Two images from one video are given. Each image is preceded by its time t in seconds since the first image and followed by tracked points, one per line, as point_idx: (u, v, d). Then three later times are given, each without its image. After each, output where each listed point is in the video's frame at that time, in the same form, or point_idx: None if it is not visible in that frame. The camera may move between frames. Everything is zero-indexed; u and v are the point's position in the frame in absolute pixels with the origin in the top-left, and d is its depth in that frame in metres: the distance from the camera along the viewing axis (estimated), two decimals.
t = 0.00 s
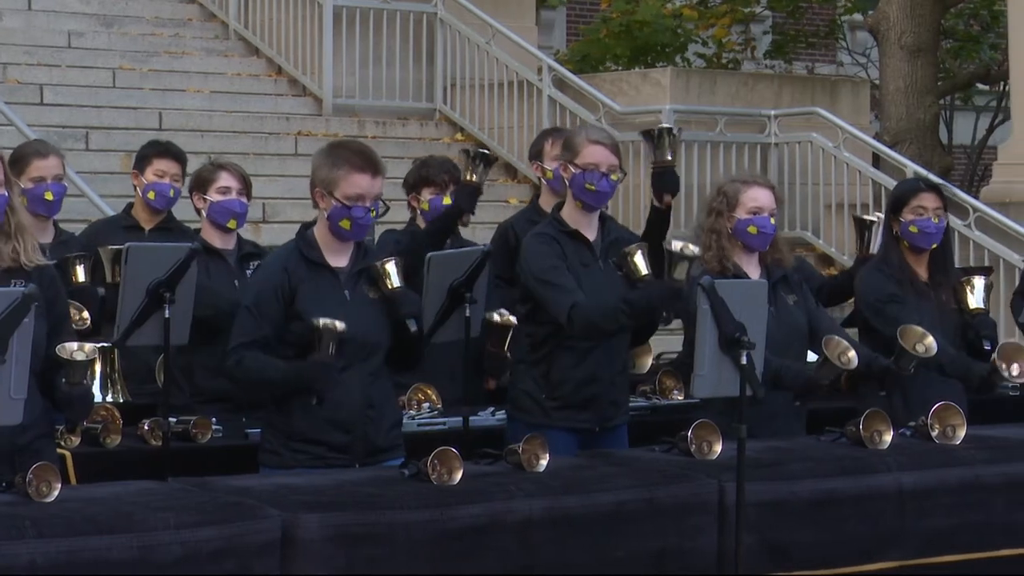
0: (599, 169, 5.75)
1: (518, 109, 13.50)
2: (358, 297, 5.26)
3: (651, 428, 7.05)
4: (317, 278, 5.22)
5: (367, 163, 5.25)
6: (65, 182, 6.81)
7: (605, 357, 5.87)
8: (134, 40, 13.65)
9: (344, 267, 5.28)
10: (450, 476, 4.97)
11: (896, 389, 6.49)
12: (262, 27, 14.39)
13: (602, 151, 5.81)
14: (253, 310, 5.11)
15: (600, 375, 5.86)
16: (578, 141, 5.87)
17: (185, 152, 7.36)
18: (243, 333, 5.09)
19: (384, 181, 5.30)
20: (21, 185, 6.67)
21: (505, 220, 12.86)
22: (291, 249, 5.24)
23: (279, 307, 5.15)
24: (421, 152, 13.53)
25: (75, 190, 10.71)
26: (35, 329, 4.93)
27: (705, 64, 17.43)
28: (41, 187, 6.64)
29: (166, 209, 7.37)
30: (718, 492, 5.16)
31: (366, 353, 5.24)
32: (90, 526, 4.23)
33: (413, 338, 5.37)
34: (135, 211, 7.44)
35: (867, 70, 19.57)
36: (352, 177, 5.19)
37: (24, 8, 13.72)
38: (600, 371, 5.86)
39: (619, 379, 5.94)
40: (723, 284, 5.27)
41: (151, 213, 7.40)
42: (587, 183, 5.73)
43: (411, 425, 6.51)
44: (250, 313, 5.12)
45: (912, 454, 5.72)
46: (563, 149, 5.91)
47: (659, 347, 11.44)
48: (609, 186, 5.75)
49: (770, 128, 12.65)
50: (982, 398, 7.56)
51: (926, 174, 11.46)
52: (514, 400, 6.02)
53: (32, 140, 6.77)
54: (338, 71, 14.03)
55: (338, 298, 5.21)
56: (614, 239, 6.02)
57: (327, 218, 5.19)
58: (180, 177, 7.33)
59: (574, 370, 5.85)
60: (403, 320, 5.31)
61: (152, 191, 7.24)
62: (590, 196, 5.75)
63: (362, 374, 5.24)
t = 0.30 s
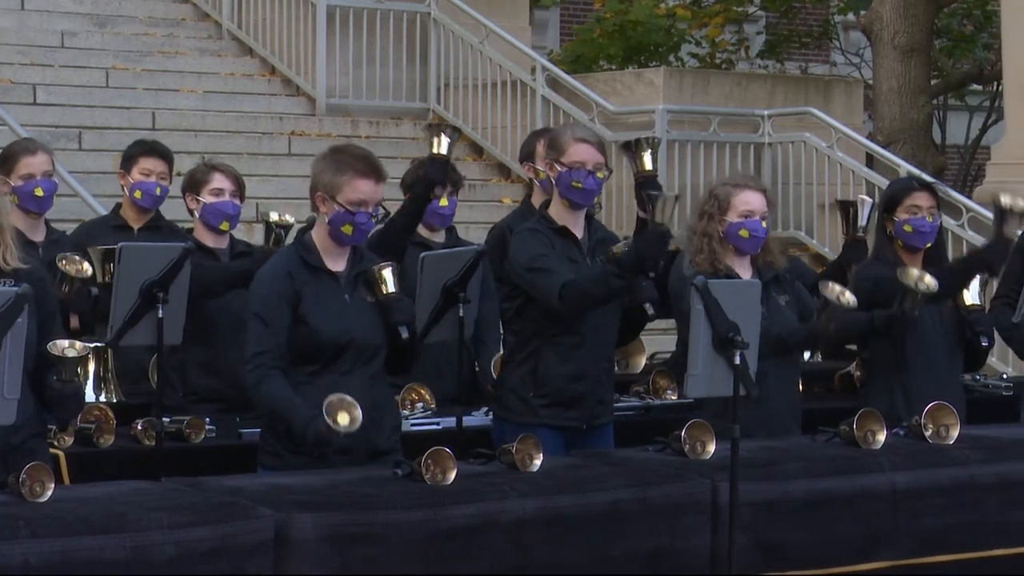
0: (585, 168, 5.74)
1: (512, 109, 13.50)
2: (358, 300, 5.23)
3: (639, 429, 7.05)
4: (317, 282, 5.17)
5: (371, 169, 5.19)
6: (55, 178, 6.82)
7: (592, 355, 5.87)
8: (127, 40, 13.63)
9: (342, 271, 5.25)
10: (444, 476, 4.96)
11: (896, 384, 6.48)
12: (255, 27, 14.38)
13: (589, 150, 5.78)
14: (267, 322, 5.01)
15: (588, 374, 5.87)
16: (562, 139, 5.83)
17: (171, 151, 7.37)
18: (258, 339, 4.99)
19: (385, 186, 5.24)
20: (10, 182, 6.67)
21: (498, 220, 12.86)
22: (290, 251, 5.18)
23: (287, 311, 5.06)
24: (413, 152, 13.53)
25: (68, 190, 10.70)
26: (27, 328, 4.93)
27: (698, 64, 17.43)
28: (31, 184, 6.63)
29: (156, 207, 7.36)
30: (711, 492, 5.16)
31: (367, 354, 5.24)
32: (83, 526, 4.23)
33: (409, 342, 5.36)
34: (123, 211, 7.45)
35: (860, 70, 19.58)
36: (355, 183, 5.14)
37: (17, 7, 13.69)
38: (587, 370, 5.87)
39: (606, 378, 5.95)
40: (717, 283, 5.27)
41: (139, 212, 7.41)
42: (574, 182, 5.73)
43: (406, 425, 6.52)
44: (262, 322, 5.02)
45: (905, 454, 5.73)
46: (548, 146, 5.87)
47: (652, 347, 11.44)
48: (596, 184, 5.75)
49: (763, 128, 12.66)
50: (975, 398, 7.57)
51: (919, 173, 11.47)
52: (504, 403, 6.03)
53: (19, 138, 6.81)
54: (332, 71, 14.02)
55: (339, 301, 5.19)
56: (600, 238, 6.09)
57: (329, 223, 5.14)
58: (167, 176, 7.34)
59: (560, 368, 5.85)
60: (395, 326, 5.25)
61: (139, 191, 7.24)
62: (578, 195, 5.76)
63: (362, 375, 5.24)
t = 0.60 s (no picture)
0: (579, 162, 5.74)
1: (508, 109, 13.49)
2: (368, 297, 5.23)
3: (636, 429, 7.04)
4: (330, 280, 5.17)
5: (379, 162, 5.21)
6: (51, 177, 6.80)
7: (585, 354, 5.87)
8: (123, 40, 13.63)
9: (352, 268, 5.25)
10: (440, 476, 4.96)
11: (896, 382, 6.47)
12: (251, 27, 14.37)
13: (580, 145, 5.80)
14: (278, 312, 5.00)
15: (580, 373, 5.87)
16: (553, 137, 5.83)
17: (162, 150, 7.33)
18: (272, 332, 4.98)
19: (395, 178, 5.25)
20: (6, 181, 6.66)
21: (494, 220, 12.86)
22: (300, 248, 5.17)
23: (302, 303, 5.06)
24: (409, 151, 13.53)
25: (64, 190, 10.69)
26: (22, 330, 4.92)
27: (694, 63, 17.44)
28: (27, 183, 6.63)
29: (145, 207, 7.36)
30: (707, 492, 5.16)
31: (375, 354, 5.23)
32: (79, 526, 4.23)
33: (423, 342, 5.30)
34: (115, 211, 7.44)
35: (856, 70, 19.59)
36: (364, 175, 5.16)
37: (13, 7, 13.66)
38: (580, 368, 5.88)
39: (597, 376, 5.96)
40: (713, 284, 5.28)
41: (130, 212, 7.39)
42: (569, 176, 5.73)
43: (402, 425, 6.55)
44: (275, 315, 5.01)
45: (902, 453, 5.73)
46: (540, 146, 5.88)
47: (648, 347, 11.45)
48: (591, 177, 5.75)
49: (759, 128, 12.68)
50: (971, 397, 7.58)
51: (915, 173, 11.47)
52: (498, 400, 6.03)
53: (14, 137, 6.76)
54: (328, 71, 14.01)
55: (350, 297, 5.19)
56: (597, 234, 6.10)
57: (338, 216, 5.15)
58: (157, 175, 7.31)
59: (553, 367, 5.86)
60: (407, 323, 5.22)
61: (130, 191, 7.23)
62: (573, 189, 5.74)
63: (369, 375, 5.24)
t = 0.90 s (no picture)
0: (573, 159, 5.81)
1: (499, 109, 13.48)
2: (371, 302, 5.21)
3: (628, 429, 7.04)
4: (334, 282, 5.16)
5: (384, 160, 5.26)
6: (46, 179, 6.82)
7: (578, 354, 5.88)
8: (115, 39, 13.63)
9: (359, 271, 5.24)
10: (432, 476, 4.95)
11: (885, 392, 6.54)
12: (242, 27, 14.34)
13: (573, 143, 5.88)
14: (279, 312, 5.02)
15: (573, 374, 5.89)
16: (546, 137, 5.93)
17: (152, 150, 7.30)
18: (272, 331, 5.00)
19: (400, 177, 5.30)
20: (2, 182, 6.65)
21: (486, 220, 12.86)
22: (309, 249, 5.16)
23: (303, 302, 5.07)
24: (401, 151, 13.52)
25: (55, 190, 10.68)
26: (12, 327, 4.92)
27: (686, 63, 17.45)
28: (23, 184, 6.64)
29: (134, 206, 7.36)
30: (699, 492, 5.16)
31: (373, 359, 5.23)
32: (70, 527, 4.23)
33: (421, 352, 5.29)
34: (104, 211, 7.44)
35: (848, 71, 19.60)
36: (367, 172, 5.20)
37: (4, 7, 13.65)
38: (574, 370, 5.89)
39: (590, 377, 5.96)
40: (705, 285, 5.29)
41: (119, 212, 7.40)
42: (564, 174, 5.78)
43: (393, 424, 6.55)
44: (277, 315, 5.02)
45: (893, 453, 5.74)
46: (532, 148, 5.95)
47: (639, 347, 11.45)
48: (585, 176, 5.81)
49: (750, 128, 12.68)
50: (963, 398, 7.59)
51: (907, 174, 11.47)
52: (489, 399, 6.03)
53: (10, 138, 6.78)
54: (320, 71, 14.01)
55: (350, 300, 5.17)
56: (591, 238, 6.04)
57: (344, 215, 5.16)
58: (147, 175, 7.29)
59: (546, 368, 5.87)
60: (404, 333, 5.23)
61: (119, 190, 7.24)
62: (568, 186, 5.79)
63: (365, 377, 5.24)
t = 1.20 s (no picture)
0: (563, 172, 5.81)
1: (488, 109, 13.47)
2: (366, 303, 5.23)
3: (619, 429, 7.05)
4: (334, 281, 5.15)
5: (388, 172, 5.16)
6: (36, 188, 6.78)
7: (566, 358, 5.88)
8: (104, 39, 13.62)
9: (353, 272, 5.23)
10: (421, 476, 4.96)
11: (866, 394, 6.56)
12: (231, 27, 14.33)
13: (565, 155, 5.87)
14: (287, 314, 4.97)
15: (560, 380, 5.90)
16: (541, 143, 5.93)
17: (141, 151, 7.38)
18: (278, 333, 4.94)
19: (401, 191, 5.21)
20: None
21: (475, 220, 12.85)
22: (307, 246, 5.13)
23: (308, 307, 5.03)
24: (391, 151, 13.50)
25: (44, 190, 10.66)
26: None
27: (675, 63, 17.45)
28: (12, 194, 6.59)
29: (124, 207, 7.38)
30: (689, 491, 5.17)
31: (369, 360, 5.24)
32: (59, 527, 4.23)
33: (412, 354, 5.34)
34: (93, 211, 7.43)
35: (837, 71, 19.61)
36: (369, 184, 5.12)
37: None
38: (561, 375, 5.90)
39: (579, 379, 5.97)
40: (694, 285, 5.30)
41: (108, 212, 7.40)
42: (552, 186, 5.78)
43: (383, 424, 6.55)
44: (283, 316, 4.97)
45: (882, 453, 5.75)
46: (526, 151, 5.95)
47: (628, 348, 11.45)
48: (573, 189, 5.81)
49: (740, 128, 12.69)
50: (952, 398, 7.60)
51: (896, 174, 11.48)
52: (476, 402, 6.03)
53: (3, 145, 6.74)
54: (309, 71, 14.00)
55: (349, 302, 5.17)
56: (583, 240, 5.99)
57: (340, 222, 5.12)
58: (135, 176, 7.34)
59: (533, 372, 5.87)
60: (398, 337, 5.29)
61: (109, 191, 7.24)
62: (555, 199, 5.79)
63: (361, 378, 5.23)
